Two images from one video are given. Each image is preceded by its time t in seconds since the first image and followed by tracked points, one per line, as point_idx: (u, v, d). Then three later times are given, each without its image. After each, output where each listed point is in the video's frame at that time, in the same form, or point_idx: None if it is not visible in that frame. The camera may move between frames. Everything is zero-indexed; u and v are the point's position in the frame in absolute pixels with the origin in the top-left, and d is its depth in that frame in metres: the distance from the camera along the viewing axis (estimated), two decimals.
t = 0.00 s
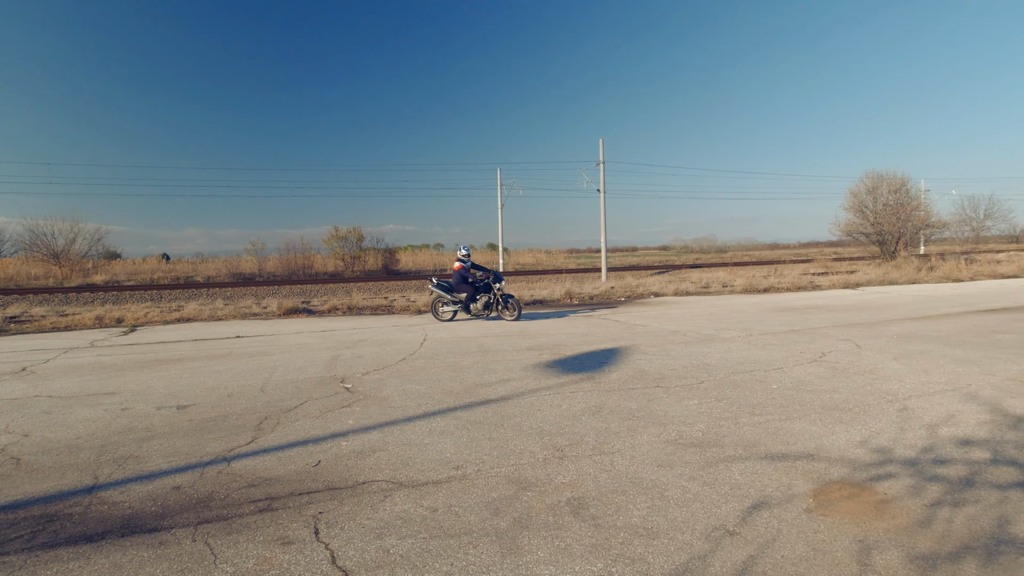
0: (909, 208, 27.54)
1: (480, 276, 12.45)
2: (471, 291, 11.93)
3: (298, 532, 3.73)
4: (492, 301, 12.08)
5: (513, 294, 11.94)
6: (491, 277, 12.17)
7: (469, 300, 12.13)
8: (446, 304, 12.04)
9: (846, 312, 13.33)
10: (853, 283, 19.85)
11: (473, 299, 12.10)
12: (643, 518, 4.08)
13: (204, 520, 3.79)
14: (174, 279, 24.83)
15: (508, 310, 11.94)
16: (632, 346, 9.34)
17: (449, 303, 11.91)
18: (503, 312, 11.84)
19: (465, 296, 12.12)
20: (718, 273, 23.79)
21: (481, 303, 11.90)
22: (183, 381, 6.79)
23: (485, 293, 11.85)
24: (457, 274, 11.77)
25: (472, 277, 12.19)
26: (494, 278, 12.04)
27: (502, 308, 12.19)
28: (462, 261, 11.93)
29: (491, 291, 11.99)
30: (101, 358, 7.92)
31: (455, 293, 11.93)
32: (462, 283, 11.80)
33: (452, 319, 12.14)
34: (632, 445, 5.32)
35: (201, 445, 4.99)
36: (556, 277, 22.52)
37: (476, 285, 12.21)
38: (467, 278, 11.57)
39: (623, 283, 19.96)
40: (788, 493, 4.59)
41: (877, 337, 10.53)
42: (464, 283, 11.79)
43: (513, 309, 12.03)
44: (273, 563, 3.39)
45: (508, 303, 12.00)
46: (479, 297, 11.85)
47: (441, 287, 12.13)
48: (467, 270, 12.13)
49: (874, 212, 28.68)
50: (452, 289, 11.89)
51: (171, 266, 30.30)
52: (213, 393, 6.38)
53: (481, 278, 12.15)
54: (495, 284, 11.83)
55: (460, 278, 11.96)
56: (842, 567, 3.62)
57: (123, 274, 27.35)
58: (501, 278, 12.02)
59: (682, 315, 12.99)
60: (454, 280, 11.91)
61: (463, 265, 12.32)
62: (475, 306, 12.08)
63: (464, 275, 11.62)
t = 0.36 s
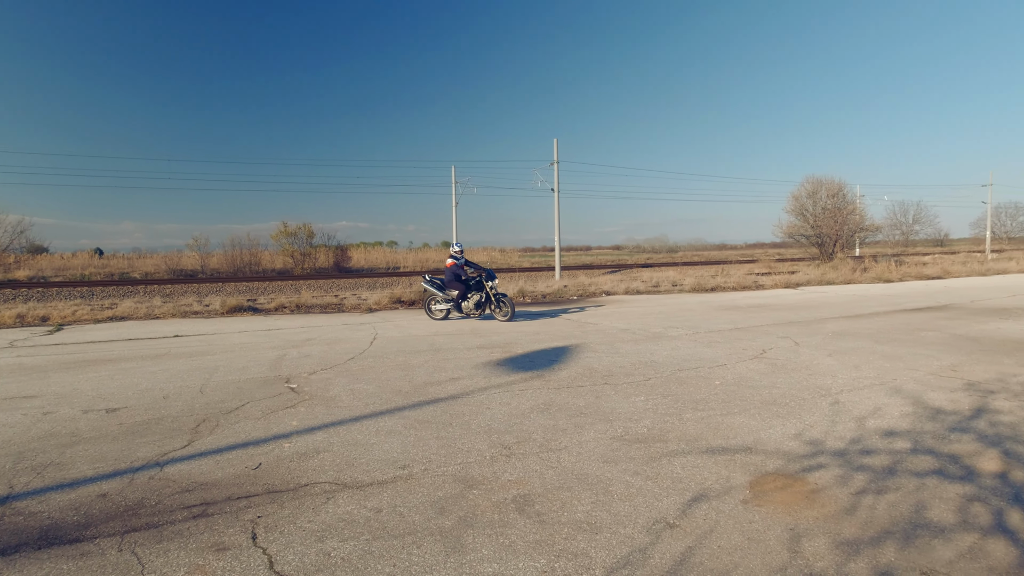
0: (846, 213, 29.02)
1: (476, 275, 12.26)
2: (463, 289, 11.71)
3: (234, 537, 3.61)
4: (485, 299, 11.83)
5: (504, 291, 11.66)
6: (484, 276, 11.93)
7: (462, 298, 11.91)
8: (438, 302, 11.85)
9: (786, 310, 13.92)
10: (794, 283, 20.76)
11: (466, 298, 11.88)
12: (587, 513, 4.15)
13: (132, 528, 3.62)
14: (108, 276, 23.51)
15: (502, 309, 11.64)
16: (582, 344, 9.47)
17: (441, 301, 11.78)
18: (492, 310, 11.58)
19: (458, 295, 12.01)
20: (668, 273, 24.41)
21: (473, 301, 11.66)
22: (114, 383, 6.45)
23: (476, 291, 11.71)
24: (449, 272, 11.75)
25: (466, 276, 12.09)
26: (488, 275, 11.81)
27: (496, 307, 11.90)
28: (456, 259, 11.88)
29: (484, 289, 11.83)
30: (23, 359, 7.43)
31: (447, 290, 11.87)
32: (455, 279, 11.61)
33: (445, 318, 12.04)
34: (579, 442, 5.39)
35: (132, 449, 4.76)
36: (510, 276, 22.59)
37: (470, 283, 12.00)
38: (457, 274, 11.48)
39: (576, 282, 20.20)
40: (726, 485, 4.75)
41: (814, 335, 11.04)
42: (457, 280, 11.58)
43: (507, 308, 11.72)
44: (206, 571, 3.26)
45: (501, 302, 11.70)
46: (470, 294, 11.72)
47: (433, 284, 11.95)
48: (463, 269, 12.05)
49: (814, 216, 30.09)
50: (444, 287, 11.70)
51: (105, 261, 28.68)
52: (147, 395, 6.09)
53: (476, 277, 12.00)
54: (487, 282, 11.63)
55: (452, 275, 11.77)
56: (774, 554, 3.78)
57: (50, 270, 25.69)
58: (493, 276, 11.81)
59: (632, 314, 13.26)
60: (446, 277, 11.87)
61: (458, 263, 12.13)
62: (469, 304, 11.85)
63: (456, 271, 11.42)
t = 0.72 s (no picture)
0: (798, 213, 30.11)
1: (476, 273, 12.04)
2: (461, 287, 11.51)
3: (177, 542, 3.49)
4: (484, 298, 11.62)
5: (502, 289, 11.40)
6: (483, 274, 11.70)
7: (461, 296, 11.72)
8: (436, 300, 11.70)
9: (740, 307, 14.35)
10: (748, 281, 21.42)
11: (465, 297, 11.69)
12: (542, 507, 4.18)
13: (67, 536, 3.46)
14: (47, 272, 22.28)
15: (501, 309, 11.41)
16: (542, 341, 9.54)
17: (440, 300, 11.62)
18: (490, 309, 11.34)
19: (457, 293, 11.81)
20: (628, 270, 24.81)
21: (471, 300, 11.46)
22: (51, 385, 6.14)
23: (475, 289, 11.53)
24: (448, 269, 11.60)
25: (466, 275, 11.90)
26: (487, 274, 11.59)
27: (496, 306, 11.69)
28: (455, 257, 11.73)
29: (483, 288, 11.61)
30: None
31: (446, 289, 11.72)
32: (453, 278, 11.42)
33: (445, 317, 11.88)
34: (536, 437, 5.43)
35: (69, 454, 4.54)
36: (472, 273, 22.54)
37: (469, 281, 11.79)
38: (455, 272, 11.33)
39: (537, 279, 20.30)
40: (679, 477, 4.87)
41: (766, 330, 11.42)
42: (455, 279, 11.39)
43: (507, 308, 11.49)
44: None
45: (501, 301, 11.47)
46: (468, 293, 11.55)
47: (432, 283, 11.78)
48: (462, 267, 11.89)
49: (768, 215, 31.06)
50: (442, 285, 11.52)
51: (43, 257, 27.16)
52: (87, 397, 5.82)
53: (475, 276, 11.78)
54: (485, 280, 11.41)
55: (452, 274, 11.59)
56: (722, 542, 3.90)
57: None
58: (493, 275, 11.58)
59: (592, 310, 13.43)
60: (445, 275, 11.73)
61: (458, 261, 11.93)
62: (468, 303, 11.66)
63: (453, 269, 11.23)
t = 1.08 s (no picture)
0: (771, 209, 30.66)
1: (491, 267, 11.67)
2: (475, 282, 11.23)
3: (145, 536, 3.42)
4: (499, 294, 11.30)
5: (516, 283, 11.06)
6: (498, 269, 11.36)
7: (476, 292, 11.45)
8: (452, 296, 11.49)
9: (714, 300, 14.59)
10: (722, 275, 21.78)
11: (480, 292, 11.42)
12: (517, 496, 4.20)
13: (27, 533, 3.37)
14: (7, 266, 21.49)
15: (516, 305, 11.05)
16: (519, 333, 9.56)
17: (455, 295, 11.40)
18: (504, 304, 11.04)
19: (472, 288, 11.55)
20: (605, 264, 24.99)
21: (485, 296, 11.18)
22: (11, 380, 5.96)
23: (488, 285, 11.24)
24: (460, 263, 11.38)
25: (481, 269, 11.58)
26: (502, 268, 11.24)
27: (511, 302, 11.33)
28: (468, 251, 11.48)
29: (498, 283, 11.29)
30: None
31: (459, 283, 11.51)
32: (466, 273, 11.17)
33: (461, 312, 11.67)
34: (511, 428, 5.45)
35: (30, 450, 4.42)
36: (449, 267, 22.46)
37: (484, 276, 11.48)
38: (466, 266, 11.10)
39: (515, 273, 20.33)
40: (652, 465, 4.94)
41: (739, 323, 11.63)
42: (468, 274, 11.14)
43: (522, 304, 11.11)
44: (111, 573, 3.07)
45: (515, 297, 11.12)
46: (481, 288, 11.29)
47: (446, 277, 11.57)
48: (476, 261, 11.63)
49: (742, 210, 31.56)
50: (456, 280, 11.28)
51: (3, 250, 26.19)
52: (49, 392, 5.66)
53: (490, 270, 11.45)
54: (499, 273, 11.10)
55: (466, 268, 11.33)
56: (694, 528, 3.97)
57: None
58: (507, 268, 11.24)
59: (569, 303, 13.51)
60: (459, 270, 11.50)
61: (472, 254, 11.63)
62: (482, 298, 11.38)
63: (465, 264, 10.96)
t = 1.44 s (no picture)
0: (756, 201, 30.95)
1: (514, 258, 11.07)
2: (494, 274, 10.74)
3: (126, 521, 3.41)
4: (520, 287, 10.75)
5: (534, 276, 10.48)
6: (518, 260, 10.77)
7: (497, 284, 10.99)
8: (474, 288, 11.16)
9: (698, 291, 14.76)
10: (707, 266, 22.00)
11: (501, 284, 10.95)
12: (500, 481, 4.25)
13: (5, 519, 3.34)
14: None
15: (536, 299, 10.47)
16: (504, 323, 9.59)
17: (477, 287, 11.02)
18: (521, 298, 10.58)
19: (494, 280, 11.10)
20: (591, 254, 25.10)
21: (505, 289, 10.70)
22: None
23: (508, 277, 10.73)
24: (481, 255, 11.01)
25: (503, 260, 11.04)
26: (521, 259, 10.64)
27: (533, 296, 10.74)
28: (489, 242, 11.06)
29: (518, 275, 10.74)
30: None
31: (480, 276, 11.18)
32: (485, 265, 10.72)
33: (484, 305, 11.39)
34: (495, 414, 5.50)
35: (7, 437, 4.37)
36: (435, 257, 22.41)
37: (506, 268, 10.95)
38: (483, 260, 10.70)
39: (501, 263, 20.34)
40: (634, 450, 5.02)
41: (722, 313, 11.78)
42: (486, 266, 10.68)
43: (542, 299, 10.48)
44: (91, 557, 3.06)
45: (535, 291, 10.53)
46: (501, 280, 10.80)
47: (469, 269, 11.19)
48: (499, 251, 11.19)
49: (727, 202, 31.82)
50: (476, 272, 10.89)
51: None
52: (27, 379, 5.59)
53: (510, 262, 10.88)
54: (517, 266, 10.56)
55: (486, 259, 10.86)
56: (673, 510, 4.05)
57: None
58: (526, 259, 10.65)
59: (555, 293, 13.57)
60: (480, 260, 11.05)
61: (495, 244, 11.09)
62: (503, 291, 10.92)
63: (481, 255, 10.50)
